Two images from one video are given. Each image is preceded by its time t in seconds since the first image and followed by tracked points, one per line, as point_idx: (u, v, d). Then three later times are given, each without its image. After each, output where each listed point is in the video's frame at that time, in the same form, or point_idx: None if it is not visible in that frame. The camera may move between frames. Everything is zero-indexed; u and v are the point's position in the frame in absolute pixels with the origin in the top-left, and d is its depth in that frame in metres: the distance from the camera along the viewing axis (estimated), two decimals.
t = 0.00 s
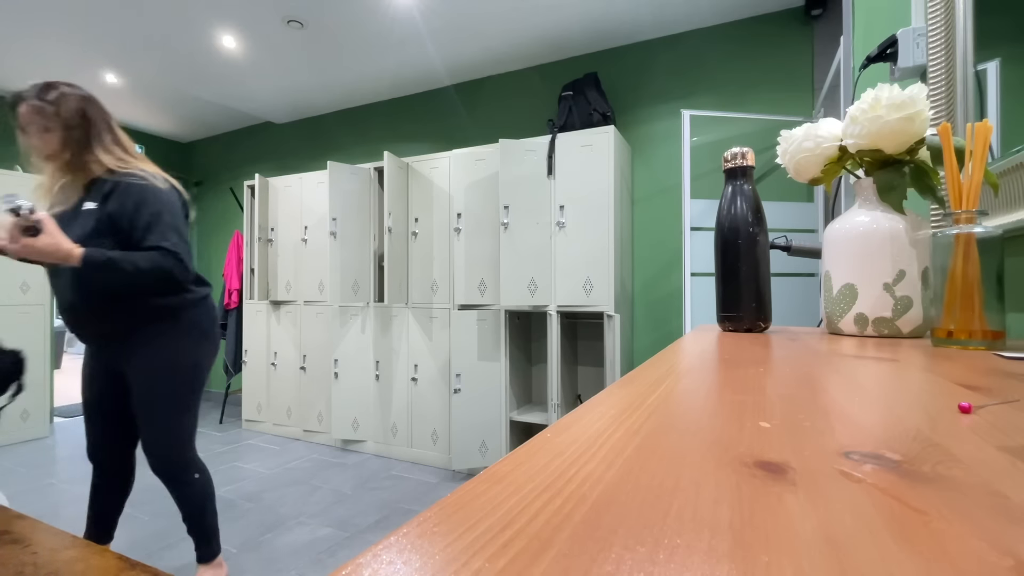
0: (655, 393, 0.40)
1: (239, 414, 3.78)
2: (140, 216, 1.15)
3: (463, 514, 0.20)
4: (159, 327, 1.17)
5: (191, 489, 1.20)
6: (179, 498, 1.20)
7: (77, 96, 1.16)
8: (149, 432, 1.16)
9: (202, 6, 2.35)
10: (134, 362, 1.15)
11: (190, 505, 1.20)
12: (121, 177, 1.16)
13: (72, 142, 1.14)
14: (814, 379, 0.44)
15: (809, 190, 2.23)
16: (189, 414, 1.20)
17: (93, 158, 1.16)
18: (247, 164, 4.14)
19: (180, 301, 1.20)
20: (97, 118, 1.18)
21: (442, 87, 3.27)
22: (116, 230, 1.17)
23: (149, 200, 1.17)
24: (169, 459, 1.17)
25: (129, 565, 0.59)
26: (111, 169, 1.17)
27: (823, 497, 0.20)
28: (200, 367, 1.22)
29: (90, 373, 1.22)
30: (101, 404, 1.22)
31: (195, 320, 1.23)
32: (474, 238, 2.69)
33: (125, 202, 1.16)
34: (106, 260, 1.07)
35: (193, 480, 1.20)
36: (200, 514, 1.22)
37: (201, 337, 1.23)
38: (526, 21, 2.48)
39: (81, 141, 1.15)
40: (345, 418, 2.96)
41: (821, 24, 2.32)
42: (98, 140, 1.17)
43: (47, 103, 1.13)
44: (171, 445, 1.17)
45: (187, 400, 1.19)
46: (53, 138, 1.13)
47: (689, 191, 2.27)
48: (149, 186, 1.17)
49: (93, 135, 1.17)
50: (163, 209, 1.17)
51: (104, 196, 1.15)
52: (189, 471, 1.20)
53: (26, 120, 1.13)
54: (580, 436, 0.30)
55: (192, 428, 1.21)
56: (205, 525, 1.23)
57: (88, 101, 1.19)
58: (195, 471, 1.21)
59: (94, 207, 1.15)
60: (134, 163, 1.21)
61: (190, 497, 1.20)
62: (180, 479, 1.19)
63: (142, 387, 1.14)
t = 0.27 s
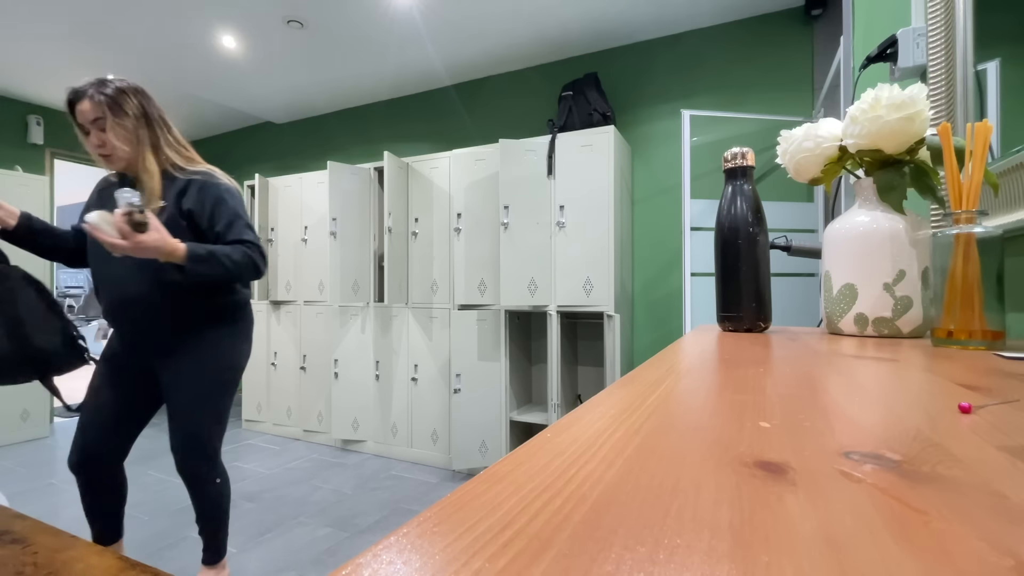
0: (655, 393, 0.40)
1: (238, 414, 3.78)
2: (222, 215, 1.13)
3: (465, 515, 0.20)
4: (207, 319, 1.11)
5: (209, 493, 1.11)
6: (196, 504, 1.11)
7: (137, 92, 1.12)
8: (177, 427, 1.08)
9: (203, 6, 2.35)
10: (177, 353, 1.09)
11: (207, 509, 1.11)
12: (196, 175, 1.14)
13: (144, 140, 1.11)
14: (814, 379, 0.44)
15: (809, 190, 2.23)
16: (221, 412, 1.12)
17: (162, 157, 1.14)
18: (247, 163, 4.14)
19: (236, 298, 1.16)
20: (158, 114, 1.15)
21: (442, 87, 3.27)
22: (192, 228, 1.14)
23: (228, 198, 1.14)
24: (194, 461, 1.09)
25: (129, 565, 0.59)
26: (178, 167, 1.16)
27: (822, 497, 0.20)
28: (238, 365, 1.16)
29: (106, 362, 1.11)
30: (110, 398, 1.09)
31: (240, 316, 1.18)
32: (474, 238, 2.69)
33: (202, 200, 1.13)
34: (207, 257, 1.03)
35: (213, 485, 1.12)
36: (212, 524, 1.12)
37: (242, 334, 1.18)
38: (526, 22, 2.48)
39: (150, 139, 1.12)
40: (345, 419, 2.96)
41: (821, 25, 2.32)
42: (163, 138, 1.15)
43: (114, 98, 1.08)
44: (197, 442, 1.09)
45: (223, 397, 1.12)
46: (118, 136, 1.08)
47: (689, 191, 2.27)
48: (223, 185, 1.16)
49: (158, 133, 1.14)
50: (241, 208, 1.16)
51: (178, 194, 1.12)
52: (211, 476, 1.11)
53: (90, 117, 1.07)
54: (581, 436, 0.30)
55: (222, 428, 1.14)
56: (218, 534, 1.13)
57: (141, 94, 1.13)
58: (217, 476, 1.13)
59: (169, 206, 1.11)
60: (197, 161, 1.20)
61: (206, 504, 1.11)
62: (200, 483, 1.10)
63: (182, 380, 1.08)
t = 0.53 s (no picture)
0: (654, 393, 0.40)
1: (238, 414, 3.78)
2: (234, 217, 1.11)
3: (465, 514, 0.20)
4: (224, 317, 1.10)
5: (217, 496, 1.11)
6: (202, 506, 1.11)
7: (147, 86, 1.08)
8: (188, 427, 1.07)
9: (203, 6, 2.35)
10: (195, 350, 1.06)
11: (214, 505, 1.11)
12: (210, 175, 1.12)
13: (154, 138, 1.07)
14: (815, 379, 0.44)
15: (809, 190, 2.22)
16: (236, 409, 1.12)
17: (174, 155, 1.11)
18: (247, 164, 4.14)
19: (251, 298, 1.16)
20: (168, 109, 1.11)
21: (442, 87, 3.27)
22: (205, 230, 1.12)
23: (242, 202, 1.13)
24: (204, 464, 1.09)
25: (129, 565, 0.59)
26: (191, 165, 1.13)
27: (822, 497, 0.20)
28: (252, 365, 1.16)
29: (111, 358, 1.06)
30: (122, 395, 1.03)
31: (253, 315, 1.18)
32: (474, 238, 2.69)
33: (216, 201, 1.11)
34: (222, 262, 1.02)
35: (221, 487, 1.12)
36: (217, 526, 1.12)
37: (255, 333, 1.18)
38: (526, 22, 2.48)
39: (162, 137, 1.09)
40: (345, 418, 2.96)
41: (821, 24, 2.32)
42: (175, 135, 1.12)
43: (123, 92, 1.03)
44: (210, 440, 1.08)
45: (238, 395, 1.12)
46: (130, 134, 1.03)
47: (689, 191, 2.27)
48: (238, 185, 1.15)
49: (168, 130, 1.11)
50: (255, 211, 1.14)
51: (193, 195, 1.10)
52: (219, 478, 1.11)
53: (99, 112, 1.02)
54: (581, 435, 0.30)
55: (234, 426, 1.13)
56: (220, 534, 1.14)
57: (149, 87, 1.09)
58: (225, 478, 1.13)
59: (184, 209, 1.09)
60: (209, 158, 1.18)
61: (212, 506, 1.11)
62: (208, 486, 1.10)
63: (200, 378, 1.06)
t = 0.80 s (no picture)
0: (654, 393, 0.40)
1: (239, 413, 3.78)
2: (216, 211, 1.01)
3: (464, 515, 0.20)
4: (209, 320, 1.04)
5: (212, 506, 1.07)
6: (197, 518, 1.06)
7: (124, 70, 0.97)
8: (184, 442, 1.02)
9: (203, 6, 2.35)
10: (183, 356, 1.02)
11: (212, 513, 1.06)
12: (193, 167, 1.02)
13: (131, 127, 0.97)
14: (815, 379, 0.44)
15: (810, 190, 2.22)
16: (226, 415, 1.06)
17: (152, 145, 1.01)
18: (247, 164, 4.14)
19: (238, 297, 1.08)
20: (146, 95, 1.01)
21: (442, 87, 3.27)
22: (185, 227, 1.02)
23: (226, 192, 1.03)
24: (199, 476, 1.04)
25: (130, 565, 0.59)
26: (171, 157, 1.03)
27: (822, 497, 0.20)
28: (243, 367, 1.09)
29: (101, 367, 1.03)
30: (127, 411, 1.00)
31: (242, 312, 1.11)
32: (474, 238, 2.69)
33: (197, 194, 1.01)
34: (193, 268, 0.91)
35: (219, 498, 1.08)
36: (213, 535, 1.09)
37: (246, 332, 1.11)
38: (525, 22, 2.48)
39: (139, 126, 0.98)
40: (345, 419, 2.96)
41: (822, 24, 2.32)
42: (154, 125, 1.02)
43: (97, 76, 0.93)
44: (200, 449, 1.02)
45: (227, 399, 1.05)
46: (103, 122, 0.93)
47: (689, 192, 2.27)
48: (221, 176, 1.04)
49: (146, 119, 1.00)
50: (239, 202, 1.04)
51: (173, 189, 1.00)
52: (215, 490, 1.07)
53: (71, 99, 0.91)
54: (580, 435, 0.30)
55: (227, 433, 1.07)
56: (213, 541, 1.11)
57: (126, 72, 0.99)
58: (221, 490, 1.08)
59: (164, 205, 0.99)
60: (189, 149, 1.08)
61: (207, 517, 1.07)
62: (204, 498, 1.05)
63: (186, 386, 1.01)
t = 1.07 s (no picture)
0: (654, 393, 0.40)
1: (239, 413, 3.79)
2: (206, 205, 0.94)
3: (464, 515, 0.20)
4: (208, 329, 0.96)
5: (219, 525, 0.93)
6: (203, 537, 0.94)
7: (108, 54, 0.91)
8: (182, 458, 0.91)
9: (203, 6, 2.34)
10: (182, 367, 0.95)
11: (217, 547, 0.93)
12: (181, 159, 0.95)
13: (110, 115, 0.90)
14: (815, 379, 0.44)
15: (810, 189, 2.22)
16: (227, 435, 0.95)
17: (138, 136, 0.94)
18: (247, 164, 4.14)
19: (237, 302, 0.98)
20: (133, 82, 0.94)
21: (442, 86, 3.27)
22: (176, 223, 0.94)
23: (218, 185, 0.95)
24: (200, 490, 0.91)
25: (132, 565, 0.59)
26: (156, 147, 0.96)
27: (822, 497, 0.20)
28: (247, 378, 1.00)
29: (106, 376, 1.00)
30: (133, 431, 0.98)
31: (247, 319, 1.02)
32: (474, 238, 2.69)
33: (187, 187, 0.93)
34: (178, 283, 0.86)
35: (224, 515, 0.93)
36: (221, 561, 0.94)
37: (250, 341, 1.02)
38: (525, 22, 2.48)
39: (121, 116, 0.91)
40: (345, 418, 2.96)
41: (821, 24, 2.32)
42: (140, 114, 0.95)
43: (75, 60, 0.87)
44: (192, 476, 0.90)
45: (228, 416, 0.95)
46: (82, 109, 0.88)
47: (689, 192, 2.27)
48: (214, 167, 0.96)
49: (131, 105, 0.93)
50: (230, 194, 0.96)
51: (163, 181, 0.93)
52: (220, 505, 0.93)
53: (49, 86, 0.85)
54: (580, 436, 0.30)
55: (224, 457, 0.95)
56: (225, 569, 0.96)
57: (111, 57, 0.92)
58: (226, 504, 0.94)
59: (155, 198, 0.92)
60: (182, 141, 1.00)
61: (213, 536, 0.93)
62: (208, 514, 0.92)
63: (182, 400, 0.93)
